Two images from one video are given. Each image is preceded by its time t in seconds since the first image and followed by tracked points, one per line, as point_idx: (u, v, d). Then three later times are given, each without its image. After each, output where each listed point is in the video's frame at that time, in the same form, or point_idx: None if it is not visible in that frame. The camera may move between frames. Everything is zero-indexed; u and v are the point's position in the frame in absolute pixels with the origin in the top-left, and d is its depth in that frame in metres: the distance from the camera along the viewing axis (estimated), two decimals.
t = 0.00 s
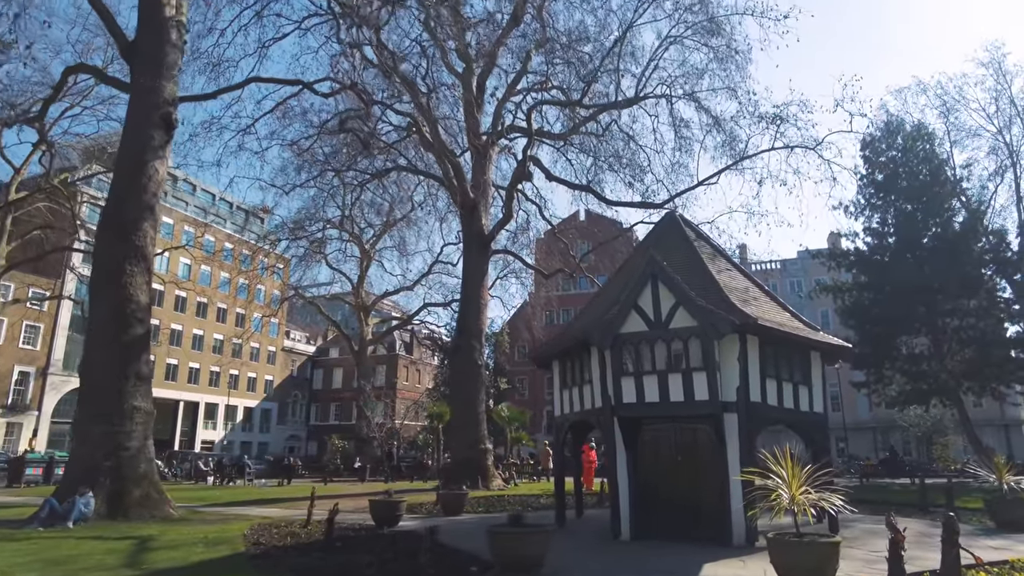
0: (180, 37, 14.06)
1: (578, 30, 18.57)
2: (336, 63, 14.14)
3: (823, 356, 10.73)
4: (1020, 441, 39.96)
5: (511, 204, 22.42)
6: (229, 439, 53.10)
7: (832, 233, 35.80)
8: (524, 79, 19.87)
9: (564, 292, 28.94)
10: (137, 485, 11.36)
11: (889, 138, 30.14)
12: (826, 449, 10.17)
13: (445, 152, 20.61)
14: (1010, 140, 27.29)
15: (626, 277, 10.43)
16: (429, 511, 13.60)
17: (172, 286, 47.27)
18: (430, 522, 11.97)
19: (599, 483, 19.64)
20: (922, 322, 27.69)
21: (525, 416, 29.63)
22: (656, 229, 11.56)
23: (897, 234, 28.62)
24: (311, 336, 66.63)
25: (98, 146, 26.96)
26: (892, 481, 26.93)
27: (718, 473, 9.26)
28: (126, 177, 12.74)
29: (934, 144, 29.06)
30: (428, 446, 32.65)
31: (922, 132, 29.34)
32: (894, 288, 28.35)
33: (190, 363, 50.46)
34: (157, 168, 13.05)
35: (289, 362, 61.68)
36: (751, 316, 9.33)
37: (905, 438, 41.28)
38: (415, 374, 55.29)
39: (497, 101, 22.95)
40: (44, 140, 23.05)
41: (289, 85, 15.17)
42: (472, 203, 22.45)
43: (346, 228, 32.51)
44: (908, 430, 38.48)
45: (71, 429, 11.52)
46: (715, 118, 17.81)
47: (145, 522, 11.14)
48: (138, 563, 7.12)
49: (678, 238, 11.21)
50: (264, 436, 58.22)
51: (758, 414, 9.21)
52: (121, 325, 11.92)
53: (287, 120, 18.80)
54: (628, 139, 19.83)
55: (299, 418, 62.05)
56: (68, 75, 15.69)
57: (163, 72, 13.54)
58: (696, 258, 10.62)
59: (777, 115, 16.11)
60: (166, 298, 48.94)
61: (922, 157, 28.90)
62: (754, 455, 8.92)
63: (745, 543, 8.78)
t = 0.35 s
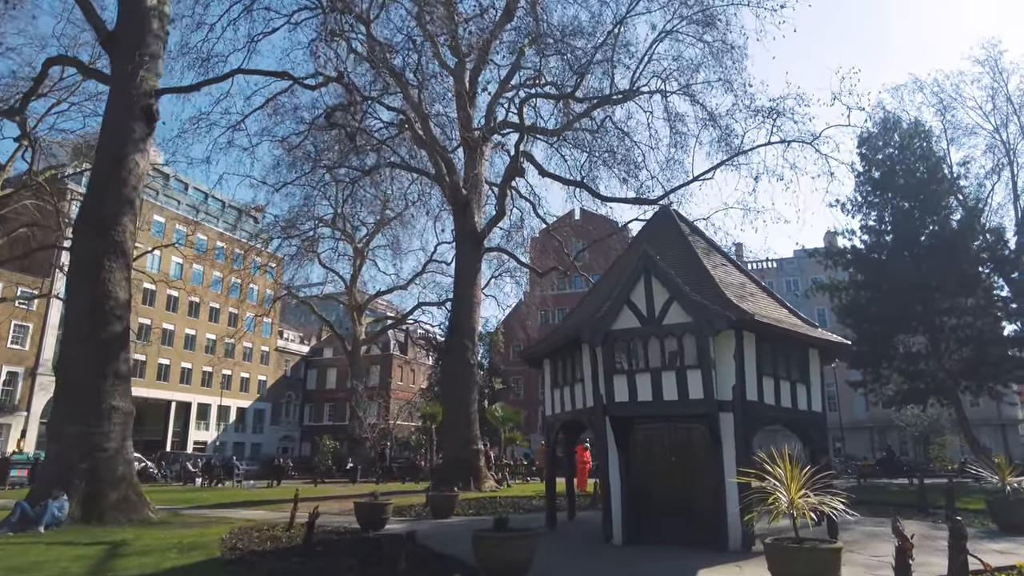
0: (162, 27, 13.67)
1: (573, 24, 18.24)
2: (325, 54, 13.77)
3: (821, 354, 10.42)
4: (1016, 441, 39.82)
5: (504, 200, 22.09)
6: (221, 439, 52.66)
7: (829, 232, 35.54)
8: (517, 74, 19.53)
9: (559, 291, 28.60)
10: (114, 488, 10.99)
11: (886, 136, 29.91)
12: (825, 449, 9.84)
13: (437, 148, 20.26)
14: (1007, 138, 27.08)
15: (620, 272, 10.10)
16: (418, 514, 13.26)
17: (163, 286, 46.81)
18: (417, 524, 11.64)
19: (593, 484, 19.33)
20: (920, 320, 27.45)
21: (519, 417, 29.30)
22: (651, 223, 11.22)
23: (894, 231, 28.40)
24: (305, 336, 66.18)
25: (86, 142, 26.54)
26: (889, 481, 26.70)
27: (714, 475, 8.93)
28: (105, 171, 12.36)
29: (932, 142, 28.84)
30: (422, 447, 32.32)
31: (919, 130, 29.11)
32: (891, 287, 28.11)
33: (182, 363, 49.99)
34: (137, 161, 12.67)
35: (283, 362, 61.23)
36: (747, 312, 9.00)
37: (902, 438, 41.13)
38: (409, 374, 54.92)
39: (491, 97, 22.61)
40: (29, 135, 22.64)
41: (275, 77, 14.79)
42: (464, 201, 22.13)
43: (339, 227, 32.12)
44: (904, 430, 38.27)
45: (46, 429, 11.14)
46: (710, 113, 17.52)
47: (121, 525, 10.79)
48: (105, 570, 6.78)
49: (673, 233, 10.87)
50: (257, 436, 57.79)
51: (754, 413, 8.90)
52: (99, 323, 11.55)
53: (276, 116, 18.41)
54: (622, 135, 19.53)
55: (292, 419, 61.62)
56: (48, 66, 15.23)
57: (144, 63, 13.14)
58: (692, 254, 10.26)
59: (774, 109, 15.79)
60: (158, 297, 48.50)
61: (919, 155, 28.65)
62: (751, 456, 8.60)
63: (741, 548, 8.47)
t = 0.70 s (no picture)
0: (148, 13, 13.28)
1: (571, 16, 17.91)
2: (318, 44, 13.42)
3: (826, 349, 10.09)
4: (1016, 441, 39.57)
5: (501, 195, 21.75)
6: (217, 438, 52.33)
7: (828, 230, 35.21)
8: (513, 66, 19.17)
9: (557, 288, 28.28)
10: (96, 487, 10.64)
11: (887, 132, 29.58)
12: (830, 447, 9.53)
13: (433, 143, 19.90)
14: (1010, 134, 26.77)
15: (619, 264, 9.76)
16: (411, 514, 12.93)
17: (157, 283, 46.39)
18: (409, 525, 11.31)
19: (591, 483, 19.03)
20: (922, 318, 27.17)
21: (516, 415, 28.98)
22: (651, 214, 10.87)
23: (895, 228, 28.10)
24: (302, 334, 65.79)
25: (77, 137, 26.14)
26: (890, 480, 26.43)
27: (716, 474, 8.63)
28: (89, 161, 12.01)
29: (933, 138, 28.52)
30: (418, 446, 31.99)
31: (921, 126, 28.77)
32: (892, 284, 27.82)
33: (178, 361, 49.60)
34: (121, 151, 12.30)
35: (279, 361, 60.84)
36: (751, 305, 8.67)
37: (902, 438, 40.85)
38: (406, 373, 54.56)
39: (488, 91, 22.26)
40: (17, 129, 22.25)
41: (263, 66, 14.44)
42: (461, 196, 21.79)
43: (335, 223, 31.79)
44: (905, 429, 38.01)
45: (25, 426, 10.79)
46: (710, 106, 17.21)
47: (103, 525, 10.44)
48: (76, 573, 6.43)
49: (674, 224, 10.52)
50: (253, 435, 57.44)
51: (758, 409, 8.58)
52: (82, 317, 11.19)
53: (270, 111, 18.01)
54: (621, 128, 19.23)
55: (289, 418, 61.25)
56: (32, 55, 14.84)
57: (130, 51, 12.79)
58: (693, 245, 9.92)
59: (775, 100, 15.44)
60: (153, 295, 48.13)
61: (921, 151, 28.34)
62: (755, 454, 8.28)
63: (744, 550, 8.18)
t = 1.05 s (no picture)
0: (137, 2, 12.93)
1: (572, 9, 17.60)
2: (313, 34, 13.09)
3: (834, 348, 9.78)
4: (1018, 442, 39.28)
5: (500, 191, 21.43)
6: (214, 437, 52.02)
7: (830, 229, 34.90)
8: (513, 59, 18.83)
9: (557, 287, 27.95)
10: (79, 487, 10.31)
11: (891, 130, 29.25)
12: (838, 449, 9.21)
13: (433, 139, 19.56)
14: (1014, 133, 26.47)
15: (620, 259, 9.44)
16: (406, 516, 12.61)
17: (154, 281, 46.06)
18: (403, 528, 11.00)
19: (590, 484, 18.73)
20: (926, 318, 26.85)
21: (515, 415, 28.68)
22: (654, 208, 10.54)
23: (898, 227, 27.80)
24: (300, 333, 65.44)
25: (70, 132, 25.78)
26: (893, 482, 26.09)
27: (721, 477, 8.31)
28: (76, 152, 11.67)
29: (937, 136, 28.19)
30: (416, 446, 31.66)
31: (925, 123, 28.44)
32: (895, 284, 27.50)
33: (175, 359, 49.30)
34: (109, 142, 11.96)
35: (276, 359, 60.51)
36: (757, 301, 8.34)
37: (903, 439, 40.54)
38: (404, 372, 54.23)
39: (487, 86, 21.94)
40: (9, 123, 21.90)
41: (257, 56, 14.11)
42: (459, 192, 21.45)
43: (332, 221, 31.46)
44: (906, 431, 37.69)
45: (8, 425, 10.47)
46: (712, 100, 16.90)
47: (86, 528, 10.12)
48: None
49: (677, 219, 10.18)
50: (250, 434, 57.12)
51: (765, 410, 8.26)
52: (66, 313, 10.87)
53: (267, 107, 17.67)
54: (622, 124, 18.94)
55: (286, 417, 60.93)
56: (20, 45, 14.50)
57: (120, 40, 12.45)
58: (697, 240, 9.58)
59: (780, 94, 15.11)
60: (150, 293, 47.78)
61: (925, 149, 28.02)
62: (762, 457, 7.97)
63: (749, 556, 7.88)
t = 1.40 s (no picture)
0: None
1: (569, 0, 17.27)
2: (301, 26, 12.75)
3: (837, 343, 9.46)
4: (1019, 442, 39.05)
5: (496, 187, 21.10)
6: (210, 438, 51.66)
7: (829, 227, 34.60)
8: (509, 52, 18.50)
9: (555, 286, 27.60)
10: (57, 488, 9.95)
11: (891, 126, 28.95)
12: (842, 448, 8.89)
13: (429, 136, 19.28)
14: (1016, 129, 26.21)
15: (617, 252, 9.13)
16: (398, 517, 12.29)
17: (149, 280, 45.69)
18: (394, 530, 10.68)
19: (587, 485, 18.43)
20: (927, 317, 26.59)
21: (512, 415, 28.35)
22: (651, 201, 10.24)
23: (899, 225, 27.52)
24: (296, 333, 65.07)
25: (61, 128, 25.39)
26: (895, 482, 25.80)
27: (721, 476, 7.98)
28: (57, 143, 11.31)
29: (938, 132, 27.90)
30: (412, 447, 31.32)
31: (926, 119, 28.16)
32: (896, 281, 27.20)
33: (170, 359, 48.92)
34: (91, 133, 11.61)
35: (273, 359, 60.14)
36: (759, 292, 8.03)
37: (903, 439, 40.29)
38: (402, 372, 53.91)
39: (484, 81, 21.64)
40: None
41: (246, 46, 13.79)
42: (455, 188, 21.08)
43: (329, 219, 31.07)
44: (907, 430, 37.39)
45: None
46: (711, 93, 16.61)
47: (65, 529, 9.77)
48: None
49: (675, 210, 9.87)
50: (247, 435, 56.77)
51: (767, 407, 7.95)
52: (46, 309, 10.53)
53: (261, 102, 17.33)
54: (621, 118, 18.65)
55: (283, 417, 60.57)
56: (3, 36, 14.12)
57: (102, 28, 12.09)
58: (696, 231, 9.28)
59: (781, 86, 14.82)
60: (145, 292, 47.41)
61: (926, 145, 27.72)
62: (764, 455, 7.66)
63: (751, 559, 7.56)
